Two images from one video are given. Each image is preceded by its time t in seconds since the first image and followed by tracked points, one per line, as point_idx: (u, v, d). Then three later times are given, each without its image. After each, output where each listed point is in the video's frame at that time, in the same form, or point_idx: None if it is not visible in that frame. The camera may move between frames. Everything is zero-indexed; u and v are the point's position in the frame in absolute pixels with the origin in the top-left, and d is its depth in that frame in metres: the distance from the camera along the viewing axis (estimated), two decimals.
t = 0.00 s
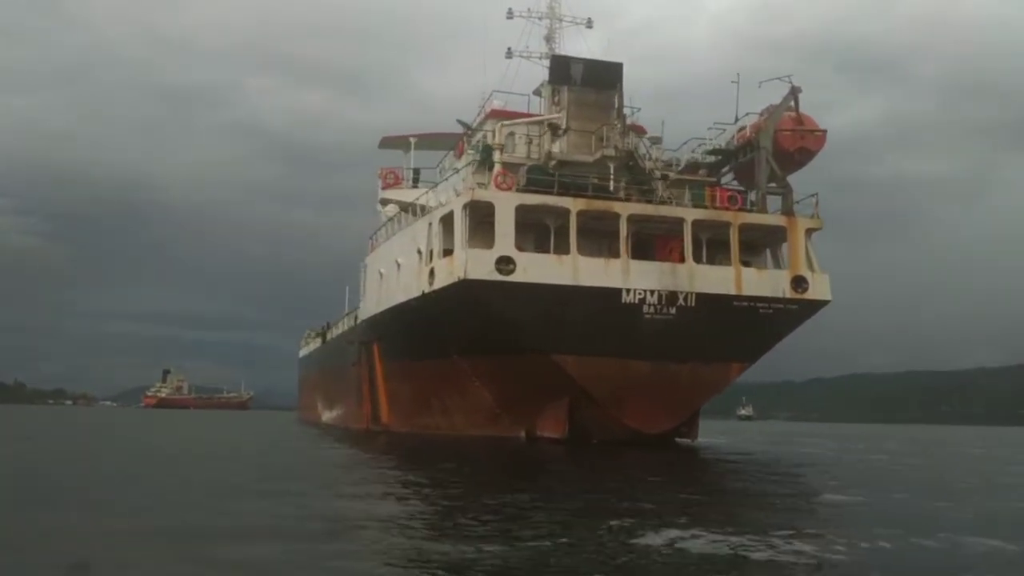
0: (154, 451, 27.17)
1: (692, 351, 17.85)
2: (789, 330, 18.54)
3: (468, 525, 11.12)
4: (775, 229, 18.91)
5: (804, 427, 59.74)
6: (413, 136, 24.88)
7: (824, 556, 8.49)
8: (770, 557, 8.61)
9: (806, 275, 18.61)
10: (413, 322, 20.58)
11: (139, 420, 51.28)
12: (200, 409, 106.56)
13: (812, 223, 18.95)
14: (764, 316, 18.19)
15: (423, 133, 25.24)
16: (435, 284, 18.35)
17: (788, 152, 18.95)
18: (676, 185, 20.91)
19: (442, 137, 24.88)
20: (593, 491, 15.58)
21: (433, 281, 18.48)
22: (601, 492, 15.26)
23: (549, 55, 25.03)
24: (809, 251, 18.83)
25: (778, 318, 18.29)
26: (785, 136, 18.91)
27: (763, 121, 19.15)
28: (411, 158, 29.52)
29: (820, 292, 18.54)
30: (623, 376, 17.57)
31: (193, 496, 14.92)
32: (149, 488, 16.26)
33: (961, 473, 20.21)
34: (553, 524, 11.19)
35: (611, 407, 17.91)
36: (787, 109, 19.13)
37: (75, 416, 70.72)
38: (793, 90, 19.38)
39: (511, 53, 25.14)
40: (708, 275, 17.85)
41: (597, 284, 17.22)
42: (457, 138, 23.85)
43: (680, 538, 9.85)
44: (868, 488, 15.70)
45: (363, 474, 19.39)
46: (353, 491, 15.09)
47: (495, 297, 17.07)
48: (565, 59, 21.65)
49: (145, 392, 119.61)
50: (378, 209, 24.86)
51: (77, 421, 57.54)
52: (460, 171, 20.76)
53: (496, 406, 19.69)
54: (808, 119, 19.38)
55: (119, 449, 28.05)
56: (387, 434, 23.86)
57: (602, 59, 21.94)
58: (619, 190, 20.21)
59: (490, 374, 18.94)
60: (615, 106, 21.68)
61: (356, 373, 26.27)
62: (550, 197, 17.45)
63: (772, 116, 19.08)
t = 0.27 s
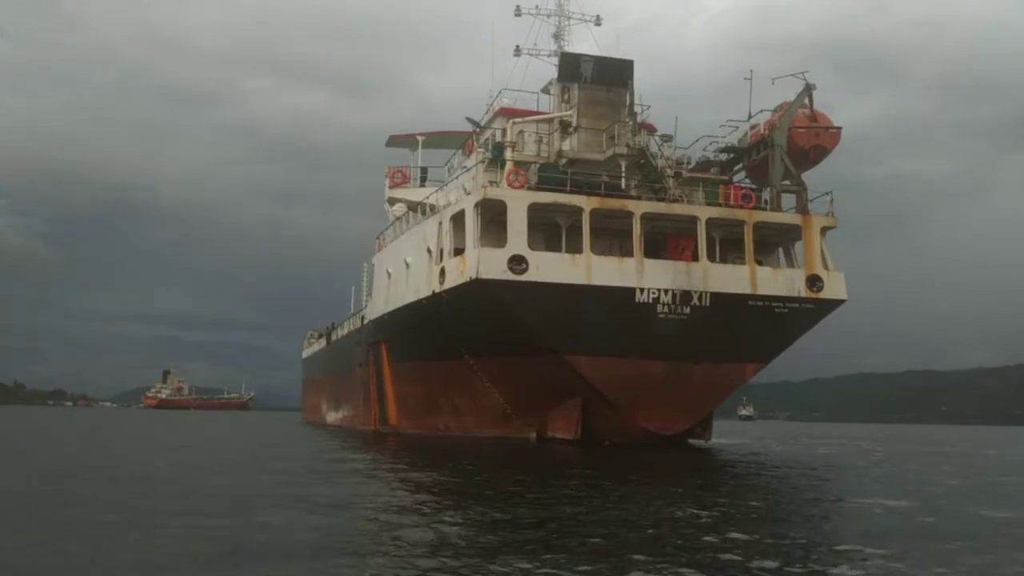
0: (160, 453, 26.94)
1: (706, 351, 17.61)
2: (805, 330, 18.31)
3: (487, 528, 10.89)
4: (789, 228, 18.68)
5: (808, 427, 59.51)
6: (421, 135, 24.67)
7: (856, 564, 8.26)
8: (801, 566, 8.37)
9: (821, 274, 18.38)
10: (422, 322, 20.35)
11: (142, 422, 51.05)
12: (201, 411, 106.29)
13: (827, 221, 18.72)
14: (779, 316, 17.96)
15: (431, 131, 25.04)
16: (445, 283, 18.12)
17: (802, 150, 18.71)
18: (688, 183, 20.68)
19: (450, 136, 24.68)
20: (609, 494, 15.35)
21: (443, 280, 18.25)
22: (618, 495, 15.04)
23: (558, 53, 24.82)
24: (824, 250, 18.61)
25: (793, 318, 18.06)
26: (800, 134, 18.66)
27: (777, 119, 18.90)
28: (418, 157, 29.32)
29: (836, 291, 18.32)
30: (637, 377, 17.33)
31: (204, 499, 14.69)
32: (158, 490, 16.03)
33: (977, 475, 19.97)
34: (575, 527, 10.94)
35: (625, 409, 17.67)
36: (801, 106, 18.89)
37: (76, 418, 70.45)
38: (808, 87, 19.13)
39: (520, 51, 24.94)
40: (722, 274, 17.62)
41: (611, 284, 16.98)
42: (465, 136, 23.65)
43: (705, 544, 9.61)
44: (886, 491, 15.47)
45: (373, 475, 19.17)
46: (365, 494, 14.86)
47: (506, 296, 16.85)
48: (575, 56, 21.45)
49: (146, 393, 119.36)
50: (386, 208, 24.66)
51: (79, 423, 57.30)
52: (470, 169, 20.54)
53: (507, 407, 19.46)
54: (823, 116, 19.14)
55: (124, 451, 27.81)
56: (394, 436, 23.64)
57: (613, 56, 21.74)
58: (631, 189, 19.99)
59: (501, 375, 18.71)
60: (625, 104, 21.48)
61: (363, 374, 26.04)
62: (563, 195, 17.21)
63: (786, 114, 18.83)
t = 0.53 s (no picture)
0: (165, 453, 26.70)
1: (721, 350, 17.38)
2: (820, 329, 18.08)
3: (506, 532, 10.63)
4: (804, 226, 18.45)
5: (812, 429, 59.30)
6: (428, 133, 24.44)
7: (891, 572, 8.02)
8: (835, 572, 8.12)
9: (836, 272, 18.16)
10: (431, 321, 20.11)
11: (145, 423, 50.83)
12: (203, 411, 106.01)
13: (842, 218, 18.50)
14: (794, 314, 17.73)
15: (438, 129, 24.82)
16: (456, 282, 17.88)
17: (817, 146, 18.47)
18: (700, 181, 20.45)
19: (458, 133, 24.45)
20: (623, 495, 15.14)
21: (454, 279, 18.01)
22: (632, 497, 14.82)
23: (566, 50, 24.60)
24: (839, 248, 18.38)
25: (808, 316, 17.83)
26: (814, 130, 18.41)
27: (790, 115, 18.65)
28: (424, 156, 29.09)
29: (851, 290, 18.09)
30: (651, 377, 17.11)
31: (213, 500, 14.47)
32: (166, 492, 15.80)
33: (992, 477, 19.71)
34: (594, 530, 10.73)
35: (638, 409, 17.44)
36: (814, 102, 18.64)
37: (78, 418, 70.23)
38: (822, 83, 18.88)
39: (528, 48, 24.72)
40: (737, 272, 17.39)
41: (624, 282, 16.76)
42: (473, 134, 23.42)
43: (733, 548, 9.36)
44: (905, 493, 15.23)
45: (382, 476, 18.92)
46: (377, 495, 14.64)
47: (519, 295, 16.59)
48: (585, 52, 21.23)
49: (146, 393, 119.13)
50: (393, 207, 24.44)
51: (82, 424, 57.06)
52: (480, 167, 20.32)
53: (518, 408, 19.23)
54: (837, 112, 18.90)
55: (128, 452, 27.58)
56: (402, 437, 23.39)
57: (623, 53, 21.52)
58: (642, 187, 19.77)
59: (512, 374, 18.48)
60: (636, 101, 21.27)
61: (369, 374, 25.81)
62: (576, 192, 16.97)
63: (800, 110, 18.58)
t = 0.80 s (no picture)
0: (170, 454, 26.48)
1: (736, 350, 17.15)
2: (836, 328, 17.86)
3: (526, 536, 10.37)
4: (818, 224, 18.23)
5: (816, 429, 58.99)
6: (436, 130, 24.20)
7: None
8: None
9: (851, 271, 17.94)
10: (440, 321, 19.88)
11: (148, 424, 50.64)
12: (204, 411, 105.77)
13: (857, 216, 18.29)
14: (810, 313, 17.51)
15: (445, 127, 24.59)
16: (467, 281, 17.64)
17: (831, 144, 18.26)
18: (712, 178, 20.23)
19: (467, 131, 24.23)
20: (638, 497, 14.92)
21: (465, 278, 17.77)
22: (647, 499, 14.60)
23: (575, 47, 24.36)
24: (854, 246, 18.16)
25: (823, 316, 17.61)
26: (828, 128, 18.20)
27: (804, 112, 18.43)
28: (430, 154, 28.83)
29: (866, 289, 17.87)
30: (665, 377, 16.88)
31: (224, 502, 14.26)
32: (174, 493, 15.59)
33: (1007, 479, 19.49)
34: (614, 533, 10.51)
35: (652, 409, 17.22)
36: (829, 99, 18.41)
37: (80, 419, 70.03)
38: (836, 80, 18.64)
39: (536, 45, 24.48)
40: (751, 271, 17.17)
41: (638, 281, 16.53)
42: (482, 132, 23.19)
43: (761, 553, 9.12)
44: (924, 497, 15.01)
45: (391, 477, 18.68)
46: (390, 498, 14.43)
47: (532, 294, 16.35)
48: (595, 49, 21.02)
49: (148, 394, 118.95)
50: (400, 205, 24.20)
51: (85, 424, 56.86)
52: (490, 165, 20.09)
53: (529, 408, 19.00)
54: (851, 109, 18.67)
55: (134, 452, 27.35)
56: (409, 437, 23.17)
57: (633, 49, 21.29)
58: (654, 184, 19.54)
59: (523, 374, 18.26)
60: (647, 98, 21.05)
61: (376, 374, 25.58)
62: (589, 190, 16.74)
63: (814, 107, 18.36)
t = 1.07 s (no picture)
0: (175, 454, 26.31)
1: (751, 349, 16.93)
2: (852, 327, 17.64)
3: (547, 539, 10.15)
4: (834, 221, 18.01)
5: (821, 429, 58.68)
6: (444, 128, 23.99)
7: None
8: None
9: (868, 269, 17.72)
10: (450, 320, 19.66)
11: (152, 425, 50.36)
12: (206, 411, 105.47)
13: (873, 213, 18.05)
14: (826, 312, 17.29)
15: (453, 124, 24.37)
16: (478, 279, 17.42)
17: (846, 141, 18.03)
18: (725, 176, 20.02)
19: (475, 128, 24.01)
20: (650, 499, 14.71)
21: (476, 276, 17.55)
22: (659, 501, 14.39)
23: (584, 44, 24.15)
24: (870, 244, 17.94)
25: (839, 314, 17.40)
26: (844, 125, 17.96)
27: (820, 109, 18.18)
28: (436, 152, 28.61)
29: (883, 287, 17.65)
30: (680, 377, 16.66)
31: (234, 502, 14.08)
32: (182, 494, 15.39)
33: None
34: (635, 536, 10.29)
35: (666, 409, 17.01)
36: (844, 96, 18.16)
37: (82, 420, 69.82)
38: (852, 76, 18.38)
39: (545, 41, 24.26)
40: (767, 269, 16.96)
41: (653, 279, 16.32)
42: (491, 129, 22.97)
43: (791, 556, 8.89)
44: (944, 499, 14.79)
45: (401, 478, 18.46)
46: (402, 499, 14.20)
47: (545, 293, 16.13)
48: (606, 45, 20.81)
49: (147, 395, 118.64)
50: (408, 203, 23.98)
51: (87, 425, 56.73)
52: (501, 162, 19.87)
53: (540, 408, 18.77)
54: (867, 106, 18.42)
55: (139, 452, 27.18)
56: (418, 437, 22.94)
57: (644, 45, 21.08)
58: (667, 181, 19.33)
59: (535, 374, 18.04)
60: (658, 95, 20.85)
61: (384, 374, 25.39)
62: (603, 187, 16.52)
63: (829, 104, 18.12)
